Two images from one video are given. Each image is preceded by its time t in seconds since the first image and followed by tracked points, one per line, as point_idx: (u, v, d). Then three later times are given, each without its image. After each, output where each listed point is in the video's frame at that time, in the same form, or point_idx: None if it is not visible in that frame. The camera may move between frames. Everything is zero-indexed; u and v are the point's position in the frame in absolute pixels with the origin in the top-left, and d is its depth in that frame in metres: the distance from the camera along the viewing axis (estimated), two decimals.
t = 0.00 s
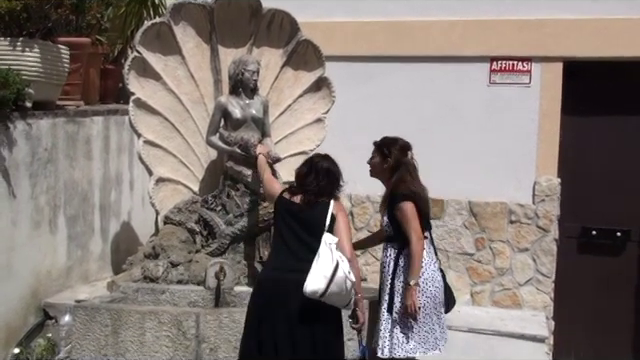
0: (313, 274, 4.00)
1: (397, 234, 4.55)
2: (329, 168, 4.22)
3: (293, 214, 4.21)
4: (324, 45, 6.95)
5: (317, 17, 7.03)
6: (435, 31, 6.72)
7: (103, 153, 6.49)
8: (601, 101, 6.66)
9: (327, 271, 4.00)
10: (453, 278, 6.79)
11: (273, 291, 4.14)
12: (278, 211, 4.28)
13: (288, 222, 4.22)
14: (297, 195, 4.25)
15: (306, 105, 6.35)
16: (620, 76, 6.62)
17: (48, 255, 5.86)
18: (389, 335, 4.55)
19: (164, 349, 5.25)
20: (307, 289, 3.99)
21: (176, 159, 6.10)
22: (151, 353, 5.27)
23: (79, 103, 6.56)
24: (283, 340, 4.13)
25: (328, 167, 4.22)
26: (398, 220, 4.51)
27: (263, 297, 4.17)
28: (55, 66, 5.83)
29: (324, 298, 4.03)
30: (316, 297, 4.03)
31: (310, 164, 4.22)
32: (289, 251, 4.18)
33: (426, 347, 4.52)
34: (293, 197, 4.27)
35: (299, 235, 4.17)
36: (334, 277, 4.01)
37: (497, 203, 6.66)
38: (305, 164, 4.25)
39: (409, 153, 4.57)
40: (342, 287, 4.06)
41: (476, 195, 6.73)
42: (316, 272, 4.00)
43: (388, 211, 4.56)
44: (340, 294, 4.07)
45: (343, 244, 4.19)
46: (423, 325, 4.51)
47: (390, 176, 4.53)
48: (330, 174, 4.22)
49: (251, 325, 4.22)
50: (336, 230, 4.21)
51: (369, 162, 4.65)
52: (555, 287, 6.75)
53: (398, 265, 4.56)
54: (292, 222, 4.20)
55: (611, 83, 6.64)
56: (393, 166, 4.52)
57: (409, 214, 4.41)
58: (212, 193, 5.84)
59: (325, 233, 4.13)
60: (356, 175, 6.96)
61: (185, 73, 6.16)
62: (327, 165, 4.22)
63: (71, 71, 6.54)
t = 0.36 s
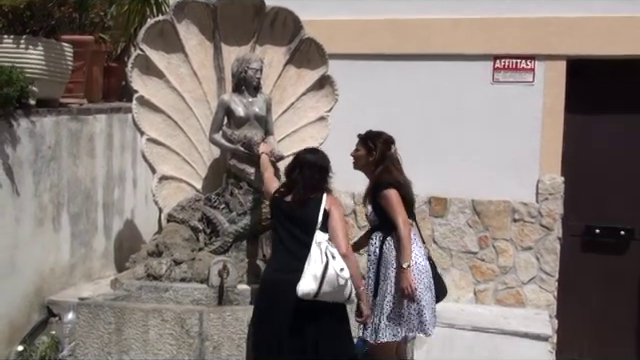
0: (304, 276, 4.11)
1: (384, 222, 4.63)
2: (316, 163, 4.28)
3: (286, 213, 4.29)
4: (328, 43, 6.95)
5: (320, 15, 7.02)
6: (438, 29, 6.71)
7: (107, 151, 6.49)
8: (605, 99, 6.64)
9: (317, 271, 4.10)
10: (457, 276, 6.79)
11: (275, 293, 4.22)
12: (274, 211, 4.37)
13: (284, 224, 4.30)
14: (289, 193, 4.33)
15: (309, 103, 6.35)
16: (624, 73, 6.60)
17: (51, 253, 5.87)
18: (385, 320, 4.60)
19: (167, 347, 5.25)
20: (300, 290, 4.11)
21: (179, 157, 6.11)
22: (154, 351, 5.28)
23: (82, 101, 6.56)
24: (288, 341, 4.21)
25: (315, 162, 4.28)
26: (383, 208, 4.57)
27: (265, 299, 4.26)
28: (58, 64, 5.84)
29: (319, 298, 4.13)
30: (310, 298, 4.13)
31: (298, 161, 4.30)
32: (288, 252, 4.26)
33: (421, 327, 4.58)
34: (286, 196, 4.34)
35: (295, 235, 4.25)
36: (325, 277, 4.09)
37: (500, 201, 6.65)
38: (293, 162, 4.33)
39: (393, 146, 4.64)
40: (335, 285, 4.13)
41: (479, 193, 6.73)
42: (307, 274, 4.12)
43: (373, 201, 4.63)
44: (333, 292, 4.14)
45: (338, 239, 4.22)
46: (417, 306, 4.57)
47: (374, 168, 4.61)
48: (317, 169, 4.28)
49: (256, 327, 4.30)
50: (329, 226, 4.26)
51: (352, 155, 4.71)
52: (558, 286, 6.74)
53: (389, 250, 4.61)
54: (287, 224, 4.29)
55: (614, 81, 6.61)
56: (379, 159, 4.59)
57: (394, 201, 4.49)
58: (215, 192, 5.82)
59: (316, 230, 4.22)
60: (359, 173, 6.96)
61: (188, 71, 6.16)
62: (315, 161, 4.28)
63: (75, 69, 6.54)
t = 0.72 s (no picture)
0: (290, 276, 4.15)
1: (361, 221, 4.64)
2: (305, 159, 4.32)
3: (279, 211, 4.34)
4: (331, 42, 6.94)
5: (323, 13, 7.02)
6: (442, 28, 6.70)
7: (111, 151, 6.50)
8: (609, 97, 6.62)
9: (299, 269, 4.12)
10: (461, 275, 6.78)
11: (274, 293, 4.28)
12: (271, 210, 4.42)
13: (281, 224, 4.34)
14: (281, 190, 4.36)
15: (313, 102, 6.35)
16: (628, 71, 6.59)
17: (55, 252, 5.88)
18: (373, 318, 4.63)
19: (172, 347, 5.25)
20: (286, 290, 4.15)
21: (183, 156, 6.11)
22: (158, 350, 5.28)
23: (86, 101, 6.56)
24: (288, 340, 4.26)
25: (303, 158, 4.32)
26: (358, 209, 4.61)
27: (265, 299, 4.31)
28: (62, 64, 5.85)
29: (305, 297, 4.15)
30: (298, 297, 4.16)
31: (287, 158, 4.35)
32: (286, 252, 4.31)
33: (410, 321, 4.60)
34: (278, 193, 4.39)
35: (292, 235, 4.29)
36: (307, 275, 4.10)
37: (504, 200, 6.64)
38: (283, 160, 4.38)
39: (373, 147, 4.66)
40: (318, 283, 4.11)
41: (482, 192, 6.72)
42: (292, 274, 4.16)
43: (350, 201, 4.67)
44: (320, 290, 4.13)
45: (328, 235, 4.20)
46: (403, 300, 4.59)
47: (352, 167, 4.63)
48: (307, 163, 4.31)
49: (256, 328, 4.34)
50: (320, 223, 4.23)
51: (334, 156, 4.68)
52: (563, 284, 6.73)
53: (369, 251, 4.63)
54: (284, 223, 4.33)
55: (618, 79, 6.60)
56: (363, 161, 4.60)
57: (369, 201, 4.51)
58: (219, 191, 5.86)
59: (306, 227, 4.24)
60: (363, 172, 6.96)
61: (191, 70, 6.17)
62: (303, 156, 4.32)
63: (79, 68, 6.54)
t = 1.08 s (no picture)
0: (291, 276, 4.16)
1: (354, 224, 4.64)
2: (305, 159, 4.33)
3: (280, 211, 4.33)
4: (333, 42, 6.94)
5: (325, 13, 7.01)
6: (444, 27, 6.70)
7: (113, 151, 6.50)
8: (612, 95, 6.61)
9: (302, 268, 4.12)
10: (464, 274, 6.77)
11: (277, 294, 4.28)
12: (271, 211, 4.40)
13: (282, 225, 4.33)
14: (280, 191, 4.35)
15: (315, 102, 6.34)
16: (631, 70, 6.58)
17: (58, 253, 5.88)
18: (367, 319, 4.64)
19: (175, 347, 5.25)
20: (288, 289, 4.15)
21: (185, 156, 6.11)
22: (161, 351, 5.27)
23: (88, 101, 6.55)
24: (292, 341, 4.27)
25: (303, 158, 4.32)
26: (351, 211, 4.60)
27: (267, 300, 4.31)
28: (65, 64, 5.84)
29: (308, 296, 4.15)
30: (299, 296, 4.16)
31: (285, 159, 4.35)
32: (288, 252, 4.31)
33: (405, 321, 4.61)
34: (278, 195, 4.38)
35: (292, 234, 4.29)
36: (309, 274, 4.11)
37: (507, 199, 6.64)
38: (282, 162, 4.38)
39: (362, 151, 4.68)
40: (320, 281, 4.12)
41: (483, 191, 6.71)
42: (294, 273, 4.17)
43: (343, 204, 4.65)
44: (322, 289, 4.14)
45: (329, 233, 4.21)
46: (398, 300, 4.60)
47: (344, 172, 4.61)
48: (307, 163, 4.32)
49: (257, 328, 4.35)
50: (321, 222, 4.24)
51: (326, 162, 4.64)
52: (566, 283, 6.72)
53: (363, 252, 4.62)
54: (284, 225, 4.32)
55: (621, 78, 6.59)
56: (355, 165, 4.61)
57: (363, 205, 4.51)
58: (221, 191, 5.86)
59: (306, 225, 4.24)
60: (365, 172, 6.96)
61: (193, 70, 6.16)
62: (303, 157, 4.33)
63: (81, 69, 6.54)
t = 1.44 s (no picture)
0: (290, 274, 4.15)
1: (356, 225, 4.64)
2: (304, 159, 4.32)
3: (279, 211, 4.33)
4: (334, 42, 6.94)
5: (327, 13, 7.01)
6: (446, 27, 6.69)
7: (116, 152, 6.50)
8: (614, 95, 6.61)
9: (301, 266, 4.12)
10: (466, 274, 6.77)
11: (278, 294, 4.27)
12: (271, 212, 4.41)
13: (283, 226, 4.32)
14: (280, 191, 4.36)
15: (317, 102, 6.34)
16: (634, 70, 6.57)
17: (61, 253, 5.88)
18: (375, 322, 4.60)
19: (177, 347, 5.25)
20: (287, 287, 4.14)
21: (187, 156, 6.11)
22: (163, 351, 5.27)
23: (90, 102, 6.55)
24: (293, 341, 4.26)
25: (302, 158, 4.32)
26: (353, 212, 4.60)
27: (268, 300, 4.30)
28: (67, 65, 5.84)
29: (307, 295, 4.15)
30: (299, 295, 4.16)
31: (285, 159, 4.36)
32: (289, 253, 4.30)
33: (413, 321, 4.56)
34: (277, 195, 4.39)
35: (293, 234, 4.29)
36: (308, 272, 4.11)
37: (509, 199, 6.63)
38: (282, 162, 4.37)
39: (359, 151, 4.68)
40: (320, 280, 4.12)
41: (485, 191, 6.71)
42: (293, 271, 4.16)
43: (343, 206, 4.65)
44: (322, 287, 4.14)
45: (328, 231, 4.20)
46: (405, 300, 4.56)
47: (343, 173, 4.62)
48: (307, 164, 4.32)
49: (257, 328, 4.34)
50: (321, 220, 4.23)
51: (325, 163, 4.64)
52: (569, 283, 6.71)
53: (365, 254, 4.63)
54: (284, 224, 4.32)
55: (624, 77, 6.58)
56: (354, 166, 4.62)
57: (363, 205, 4.52)
58: (223, 192, 5.85)
59: (305, 224, 4.24)
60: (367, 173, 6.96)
61: (195, 71, 6.17)
62: (303, 157, 4.32)
63: (83, 69, 6.54)
